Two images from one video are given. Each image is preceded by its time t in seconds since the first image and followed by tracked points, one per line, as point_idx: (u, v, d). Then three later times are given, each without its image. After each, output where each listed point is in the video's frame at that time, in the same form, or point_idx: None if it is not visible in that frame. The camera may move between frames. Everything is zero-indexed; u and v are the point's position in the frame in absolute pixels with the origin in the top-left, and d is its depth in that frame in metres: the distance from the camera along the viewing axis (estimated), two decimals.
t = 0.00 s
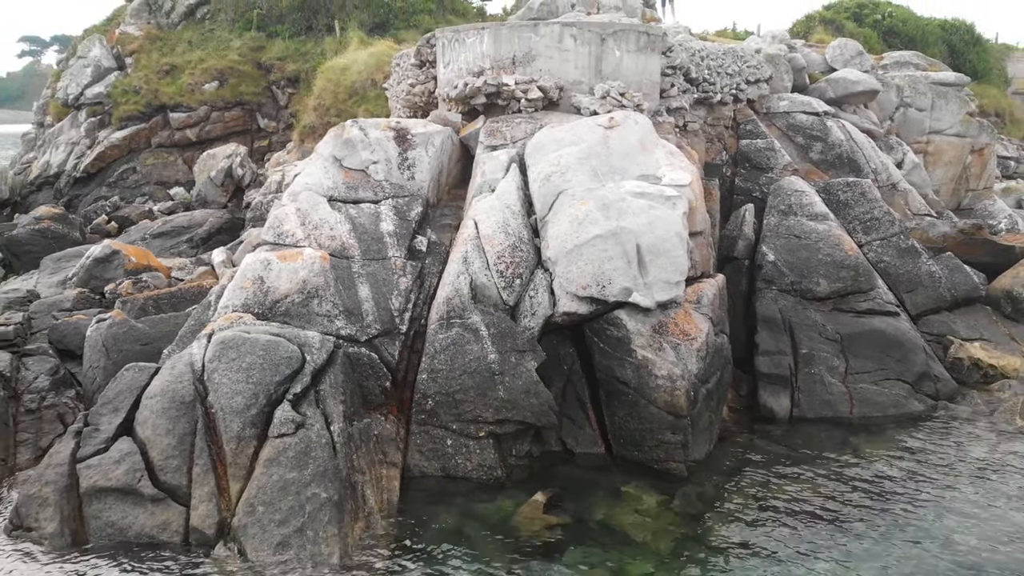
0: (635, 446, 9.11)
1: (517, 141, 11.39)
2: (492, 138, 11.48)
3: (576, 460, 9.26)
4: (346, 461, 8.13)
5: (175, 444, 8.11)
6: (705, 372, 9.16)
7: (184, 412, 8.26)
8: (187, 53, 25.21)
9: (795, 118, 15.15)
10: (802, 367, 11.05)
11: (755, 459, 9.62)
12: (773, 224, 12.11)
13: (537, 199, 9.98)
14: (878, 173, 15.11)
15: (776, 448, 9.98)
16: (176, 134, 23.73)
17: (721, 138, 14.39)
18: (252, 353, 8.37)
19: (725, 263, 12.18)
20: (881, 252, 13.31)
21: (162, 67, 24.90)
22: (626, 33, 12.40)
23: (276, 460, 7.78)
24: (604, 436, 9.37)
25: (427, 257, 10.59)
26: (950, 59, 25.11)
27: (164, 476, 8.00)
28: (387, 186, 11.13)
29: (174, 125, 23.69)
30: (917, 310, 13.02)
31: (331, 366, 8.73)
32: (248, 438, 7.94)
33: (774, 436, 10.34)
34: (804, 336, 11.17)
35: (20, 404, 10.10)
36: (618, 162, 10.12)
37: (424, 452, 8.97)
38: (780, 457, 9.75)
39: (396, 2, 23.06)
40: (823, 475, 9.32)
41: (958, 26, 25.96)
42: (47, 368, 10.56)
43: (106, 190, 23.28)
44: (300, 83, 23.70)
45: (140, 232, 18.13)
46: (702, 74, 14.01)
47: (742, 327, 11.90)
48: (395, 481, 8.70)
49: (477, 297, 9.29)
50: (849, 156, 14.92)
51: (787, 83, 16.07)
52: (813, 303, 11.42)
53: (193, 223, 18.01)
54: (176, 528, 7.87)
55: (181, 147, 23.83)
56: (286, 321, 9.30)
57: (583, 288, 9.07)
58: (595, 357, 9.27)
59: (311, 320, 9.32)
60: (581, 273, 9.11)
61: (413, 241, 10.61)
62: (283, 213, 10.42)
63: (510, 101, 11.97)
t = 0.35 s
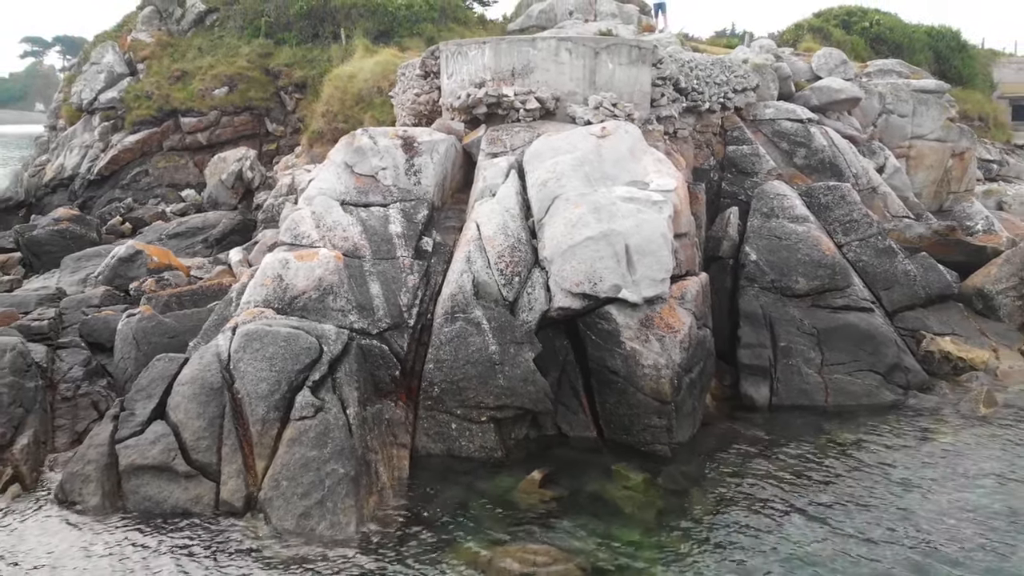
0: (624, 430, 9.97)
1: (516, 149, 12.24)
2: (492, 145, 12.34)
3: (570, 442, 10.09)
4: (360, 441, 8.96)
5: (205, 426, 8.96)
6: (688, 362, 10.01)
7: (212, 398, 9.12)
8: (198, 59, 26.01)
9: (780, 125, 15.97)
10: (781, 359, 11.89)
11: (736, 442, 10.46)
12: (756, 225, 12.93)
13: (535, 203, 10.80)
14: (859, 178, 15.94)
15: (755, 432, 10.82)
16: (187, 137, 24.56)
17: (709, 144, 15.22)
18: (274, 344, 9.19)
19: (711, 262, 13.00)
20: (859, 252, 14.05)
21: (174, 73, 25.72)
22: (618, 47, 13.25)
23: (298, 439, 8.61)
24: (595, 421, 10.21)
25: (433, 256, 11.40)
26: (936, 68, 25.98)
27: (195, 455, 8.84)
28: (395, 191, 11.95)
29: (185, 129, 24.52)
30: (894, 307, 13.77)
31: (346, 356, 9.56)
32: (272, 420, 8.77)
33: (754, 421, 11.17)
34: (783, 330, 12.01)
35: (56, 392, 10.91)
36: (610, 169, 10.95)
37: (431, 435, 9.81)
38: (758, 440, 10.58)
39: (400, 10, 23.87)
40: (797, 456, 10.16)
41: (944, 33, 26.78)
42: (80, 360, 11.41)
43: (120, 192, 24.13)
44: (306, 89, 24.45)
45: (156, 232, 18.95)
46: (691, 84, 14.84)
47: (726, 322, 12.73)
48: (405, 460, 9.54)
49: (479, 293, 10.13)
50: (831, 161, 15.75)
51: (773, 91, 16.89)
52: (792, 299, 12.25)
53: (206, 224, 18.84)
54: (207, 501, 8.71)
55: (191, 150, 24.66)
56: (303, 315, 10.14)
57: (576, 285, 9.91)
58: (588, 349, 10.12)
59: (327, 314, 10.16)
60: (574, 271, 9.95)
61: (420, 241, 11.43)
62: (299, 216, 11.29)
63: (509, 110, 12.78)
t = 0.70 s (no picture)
0: (615, 416, 10.81)
1: (516, 155, 13.09)
2: (493, 152, 13.19)
3: (564, 427, 10.95)
4: (373, 424, 9.79)
5: (231, 410, 9.74)
6: (674, 353, 10.85)
7: (237, 385, 9.93)
8: (207, 65, 26.80)
9: (767, 131, 16.79)
10: (763, 351, 12.73)
11: (720, 427, 11.28)
12: (742, 227, 13.76)
13: (533, 206, 11.63)
14: (842, 181, 16.78)
15: (737, 418, 11.65)
16: (198, 141, 25.39)
17: (699, 149, 16.06)
18: (294, 335, 10.03)
19: (699, 261, 13.83)
20: (841, 251, 14.85)
21: (184, 78, 26.53)
22: (612, 59, 14.10)
23: (316, 422, 9.45)
24: (588, 407, 11.07)
25: (438, 255, 12.24)
26: (923, 73, 26.83)
27: (222, 436, 9.64)
28: (402, 194, 12.77)
29: (196, 132, 25.36)
30: (873, 303, 14.55)
31: (359, 347, 10.39)
32: (292, 405, 9.60)
33: (737, 409, 12.00)
34: (766, 325, 12.85)
35: (88, 381, 11.75)
36: (602, 174, 11.79)
37: (437, 420, 10.66)
38: (740, 425, 11.40)
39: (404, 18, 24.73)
40: (775, 440, 10.98)
41: (931, 39, 27.64)
42: (109, 352, 12.26)
43: (133, 194, 24.96)
44: (313, 94, 25.23)
45: (170, 232, 19.78)
46: (682, 93, 15.66)
47: (712, 317, 13.56)
48: (413, 443, 10.37)
49: (482, 289, 10.97)
50: (815, 164, 16.56)
51: (761, 98, 17.72)
52: (774, 296, 13.09)
53: (219, 225, 19.67)
54: (233, 478, 9.51)
55: (202, 153, 25.51)
56: (318, 310, 10.97)
57: (571, 282, 10.78)
58: (582, 341, 10.97)
59: (340, 309, 10.99)
60: (569, 270, 10.80)
61: (426, 241, 12.27)
62: (313, 218, 12.14)
63: (509, 119, 13.64)
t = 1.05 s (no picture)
0: (606, 404, 11.77)
1: (515, 160, 13.94)
2: (494, 158, 14.04)
3: (559, 414, 11.89)
4: (383, 410, 10.66)
5: (253, 397, 10.57)
6: (661, 346, 11.71)
7: (258, 375, 10.76)
8: (216, 71, 27.58)
9: (754, 137, 17.63)
10: (746, 345, 13.59)
11: (705, 415, 12.15)
12: (728, 228, 14.61)
13: (531, 210, 12.48)
14: (825, 184, 17.62)
15: (721, 407, 12.52)
16: (208, 144, 26.22)
17: (689, 154, 16.90)
18: (310, 329, 10.87)
19: (688, 260, 14.71)
20: (824, 250, 15.67)
21: (194, 84, 27.32)
22: (605, 70, 14.94)
23: (331, 408, 10.30)
24: (581, 396, 12.07)
25: (442, 255, 13.10)
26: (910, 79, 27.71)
27: (244, 421, 10.47)
28: (408, 198, 13.60)
29: (206, 136, 26.18)
30: (854, 300, 15.38)
31: (369, 340, 11.23)
32: (309, 393, 10.44)
33: (721, 398, 12.88)
34: (749, 320, 13.73)
35: (115, 372, 12.60)
36: (596, 180, 12.62)
37: (442, 408, 11.58)
38: (723, 413, 12.27)
39: (407, 26, 25.59)
40: (755, 427, 11.84)
41: (919, 46, 28.50)
42: (134, 345, 13.12)
43: (145, 196, 25.79)
44: (320, 99, 26.02)
45: (184, 233, 20.60)
46: (673, 101, 16.49)
47: (700, 313, 14.45)
48: (419, 428, 11.26)
49: (483, 287, 11.86)
50: (800, 169, 17.40)
51: (749, 105, 18.56)
52: (758, 294, 13.94)
53: (230, 226, 20.50)
54: (255, 460, 10.36)
55: (211, 156, 26.34)
56: (331, 306, 11.82)
57: (565, 280, 11.61)
58: (576, 335, 11.88)
59: (352, 305, 11.85)
60: (564, 269, 11.64)
61: (431, 242, 13.12)
62: (325, 221, 12.97)
63: (509, 126, 14.50)
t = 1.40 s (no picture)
0: (598, 394, 12.73)
1: (515, 167, 14.82)
2: (495, 165, 14.92)
3: (556, 404, 12.84)
4: (391, 400, 11.53)
5: (272, 388, 11.44)
6: (649, 341, 12.62)
7: (276, 367, 11.63)
8: (225, 77, 28.40)
9: (743, 143, 18.49)
10: (732, 341, 14.50)
11: (692, 406, 13.05)
12: (716, 230, 15.47)
13: (530, 214, 13.35)
14: (811, 188, 18.48)
15: (707, 398, 13.42)
16: (217, 148, 27.06)
17: (680, 159, 17.77)
18: (324, 324, 11.73)
19: (678, 261, 15.61)
20: (808, 251, 16.52)
21: (204, 89, 28.14)
22: (600, 81, 15.81)
23: (345, 397, 11.17)
24: (575, 387, 13.05)
25: (446, 256, 13.98)
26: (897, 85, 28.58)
27: (263, 410, 11.34)
28: (414, 202, 14.46)
29: (215, 140, 27.04)
30: (835, 299, 16.25)
31: (379, 334, 12.10)
32: (324, 383, 11.29)
33: (707, 390, 13.78)
34: (734, 318, 14.65)
35: (141, 365, 13.51)
36: (590, 185, 13.48)
37: (446, 399, 12.49)
38: (709, 404, 13.17)
39: (410, 34, 26.50)
40: (739, 416, 12.73)
41: (906, 52, 29.36)
42: (157, 340, 14.02)
43: (156, 198, 26.67)
44: (326, 104, 26.85)
45: (197, 235, 21.45)
46: (665, 109, 17.35)
47: (689, 311, 15.36)
48: (425, 417, 12.15)
49: (484, 285, 12.75)
50: (787, 174, 18.27)
51: (738, 112, 19.41)
52: (743, 292, 14.82)
53: (241, 227, 21.35)
54: (274, 445, 11.23)
55: (221, 160, 27.20)
56: (343, 303, 12.69)
57: (561, 279, 12.48)
58: (572, 330, 12.78)
59: (362, 303, 12.73)
60: (560, 269, 12.51)
61: (436, 244, 14.00)
62: (337, 224, 13.82)
63: (509, 135, 15.38)
